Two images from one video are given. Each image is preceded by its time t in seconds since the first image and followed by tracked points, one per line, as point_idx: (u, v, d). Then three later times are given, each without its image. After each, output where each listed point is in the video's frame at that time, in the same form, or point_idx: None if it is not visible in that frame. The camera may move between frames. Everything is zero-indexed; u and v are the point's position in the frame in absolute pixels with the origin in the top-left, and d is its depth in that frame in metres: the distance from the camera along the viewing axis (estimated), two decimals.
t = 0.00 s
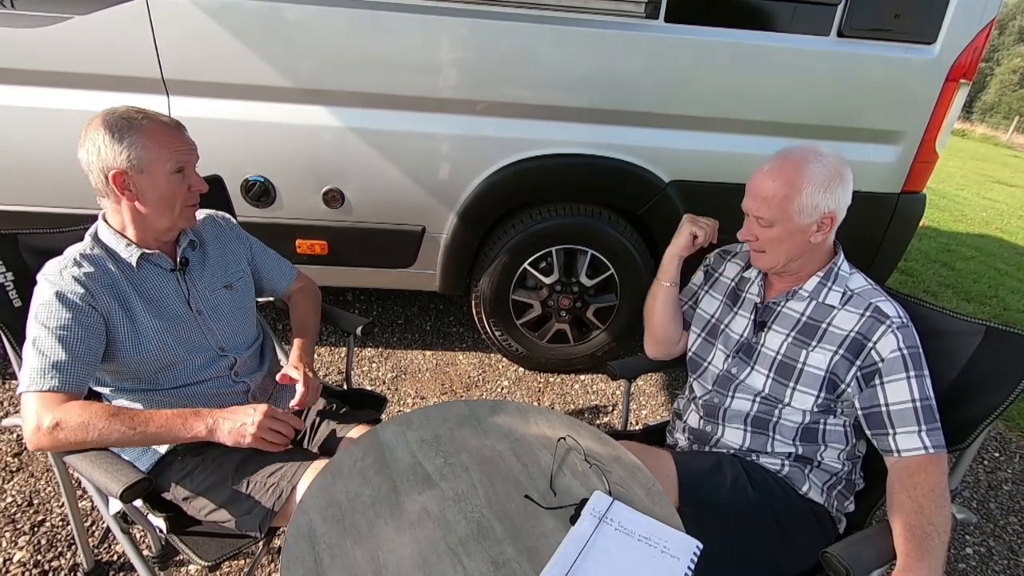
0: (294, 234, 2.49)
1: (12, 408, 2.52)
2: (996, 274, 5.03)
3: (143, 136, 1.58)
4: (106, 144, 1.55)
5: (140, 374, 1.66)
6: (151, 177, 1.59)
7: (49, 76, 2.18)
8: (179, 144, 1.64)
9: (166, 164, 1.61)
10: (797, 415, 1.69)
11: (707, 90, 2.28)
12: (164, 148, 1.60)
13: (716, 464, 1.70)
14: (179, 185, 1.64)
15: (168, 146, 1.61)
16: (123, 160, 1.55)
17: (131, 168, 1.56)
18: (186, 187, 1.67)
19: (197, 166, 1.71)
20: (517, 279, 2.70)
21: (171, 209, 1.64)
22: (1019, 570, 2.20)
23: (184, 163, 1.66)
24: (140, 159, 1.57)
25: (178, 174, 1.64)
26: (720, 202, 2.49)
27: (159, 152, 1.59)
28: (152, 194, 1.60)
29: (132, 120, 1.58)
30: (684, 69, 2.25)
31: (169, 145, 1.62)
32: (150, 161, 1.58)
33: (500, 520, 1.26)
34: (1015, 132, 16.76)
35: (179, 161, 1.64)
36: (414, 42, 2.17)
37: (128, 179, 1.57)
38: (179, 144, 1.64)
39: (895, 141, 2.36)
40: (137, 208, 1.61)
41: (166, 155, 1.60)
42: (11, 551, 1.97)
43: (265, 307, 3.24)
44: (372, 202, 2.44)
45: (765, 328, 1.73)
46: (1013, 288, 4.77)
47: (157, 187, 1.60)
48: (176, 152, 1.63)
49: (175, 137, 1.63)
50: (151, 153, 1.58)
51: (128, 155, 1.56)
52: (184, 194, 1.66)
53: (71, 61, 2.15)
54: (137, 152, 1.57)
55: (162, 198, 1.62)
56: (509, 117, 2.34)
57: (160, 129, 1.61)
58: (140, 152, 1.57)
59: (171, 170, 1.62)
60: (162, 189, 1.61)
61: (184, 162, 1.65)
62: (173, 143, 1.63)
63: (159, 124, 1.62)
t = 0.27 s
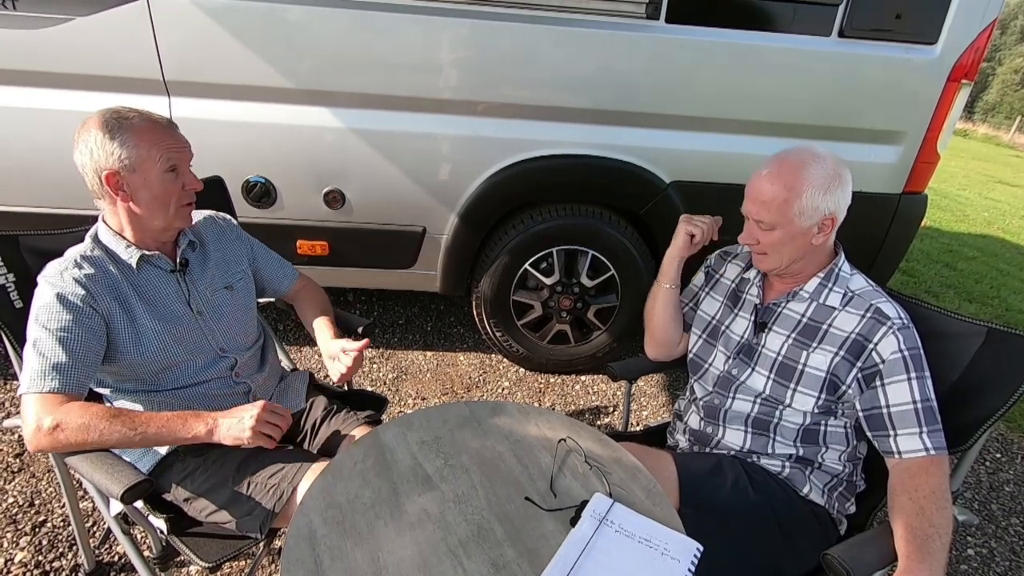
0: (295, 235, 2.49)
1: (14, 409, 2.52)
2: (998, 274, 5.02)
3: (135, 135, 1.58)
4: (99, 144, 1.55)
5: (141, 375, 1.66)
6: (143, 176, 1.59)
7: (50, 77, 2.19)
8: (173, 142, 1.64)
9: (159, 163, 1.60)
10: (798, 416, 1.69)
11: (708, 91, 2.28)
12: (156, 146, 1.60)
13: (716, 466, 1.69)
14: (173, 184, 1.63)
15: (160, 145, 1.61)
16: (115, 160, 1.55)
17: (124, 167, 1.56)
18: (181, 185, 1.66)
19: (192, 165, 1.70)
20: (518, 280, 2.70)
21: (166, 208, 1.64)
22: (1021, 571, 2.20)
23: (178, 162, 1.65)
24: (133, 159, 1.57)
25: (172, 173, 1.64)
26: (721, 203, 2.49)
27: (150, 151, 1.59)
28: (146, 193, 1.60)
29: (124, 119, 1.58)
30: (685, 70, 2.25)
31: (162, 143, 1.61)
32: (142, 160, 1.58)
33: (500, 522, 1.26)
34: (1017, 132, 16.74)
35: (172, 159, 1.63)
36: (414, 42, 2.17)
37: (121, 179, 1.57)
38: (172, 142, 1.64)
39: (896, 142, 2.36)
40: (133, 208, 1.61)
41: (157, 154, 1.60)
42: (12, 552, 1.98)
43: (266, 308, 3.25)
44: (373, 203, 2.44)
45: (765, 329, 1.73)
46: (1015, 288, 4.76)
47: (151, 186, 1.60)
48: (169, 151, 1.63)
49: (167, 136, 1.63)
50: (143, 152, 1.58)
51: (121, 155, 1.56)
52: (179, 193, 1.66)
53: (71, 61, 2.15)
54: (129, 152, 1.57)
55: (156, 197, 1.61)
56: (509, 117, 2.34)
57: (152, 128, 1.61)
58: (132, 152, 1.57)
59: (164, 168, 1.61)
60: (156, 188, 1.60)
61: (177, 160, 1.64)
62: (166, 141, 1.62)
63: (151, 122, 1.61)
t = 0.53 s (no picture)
0: (296, 236, 2.49)
1: (15, 410, 2.52)
2: (998, 274, 5.02)
3: (133, 137, 1.58)
4: (97, 146, 1.55)
5: (141, 376, 1.67)
6: (142, 177, 1.58)
7: (51, 78, 2.19)
8: (172, 144, 1.64)
9: (157, 165, 1.60)
10: (799, 417, 1.69)
11: (708, 91, 2.28)
12: (154, 148, 1.60)
13: (717, 467, 1.69)
14: (171, 186, 1.63)
15: (158, 146, 1.60)
16: (113, 162, 1.56)
17: (122, 169, 1.56)
18: (179, 187, 1.65)
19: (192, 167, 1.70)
20: (519, 280, 2.70)
21: (165, 210, 1.64)
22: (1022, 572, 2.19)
23: (177, 163, 1.65)
24: (130, 161, 1.57)
25: (170, 175, 1.63)
26: (722, 204, 2.49)
27: (148, 152, 1.59)
28: (144, 195, 1.59)
29: (122, 121, 1.58)
30: (685, 70, 2.24)
31: (160, 146, 1.61)
32: (140, 162, 1.58)
33: (501, 523, 1.26)
34: (1018, 132, 16.72)
35: (170, 161, 1.63)
36: (415, 43, 2.17)
37: (120, 181, 1.57)
38: (171, 144, 1.63)
39: (897, 142, 2.36)
40: (133, 210, 1.61)
41: (156, 155, 1.60)
42: (13, 553, 1.98)
43: (267, 309, 3.25)
44: (374, 204, 2.44)
45: (766, 330, 1.73)
46: (1017, 289, 4.76)
47: (149, 187, 1.59)
48: (168, 153, 1.62)
49: (166, 137, 1.63)
50: (141, 154, 1.58)
51: (118, 156, 1.56)
52: (178, 195, 1.65)
53: (73, 62, 2.15)
54: (127, 153, 1.57)
55: (155, 199, 1.61)
56: (510, 118, 2.34)
57: (150, 129, 1.61)
58: (130, 153, 1.57)
59: (162, 170, 1.61)
60: (154, 190, 1.60)
61: (176, 162, 1.64)
62: (164, 143, 1.62)
63: (150, 124, 1.61)
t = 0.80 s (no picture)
0: (296, 236, 2.49)
1: (16, 410, 2.52)
2: (999, 274, 5.01)
3: (130, 138, 1.58)
4: (94, 148, 1.56)
5: (143, 377, 1.67)
6: (139, 178, 1.58)
7: (51, 79, 2.19)
8: (168, 144, 1.63)
9: (153, 166, 1.60)
10: (798, 417, 1.69)
11: (709, 92, 2.28)
12: (150, 149, 1.60)
13: (716, 467, 1.69)
14: (168, 186, 1.62)
15: (153, 146, 1.60)
16: (109, 163, 1.56)
17: (119, 171, 1.57)
18: (177, 188, 1.65)
19: (190, 166, 1.70)
20: (519, 281, 2.70)
21: (163, 211, 1.63)
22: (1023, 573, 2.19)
23: (174, 163, 1.64)
24: (127, 162, 1.57)
25: (168, 175, 1.63)
26: (721, 204, 2.49)
27: (144, 152, 1.59)
28: (141, 196, 1.60)
29: (119, 122, 1.58)
30: (685, 70, 2.24)
31: (157, 146, 1.61)
32: (136, 163, 1.58)
33: (500, 524, 1.26)
34: (1018, 133, 16.71)
35: (167, 161, 1.62)
36: (415, 44, 2.17)
37: (117, 182, 1.58)
38: (167, 144, 1.63)
39: (897, 142, 2.36)
40: (132, 211, 1.61)
41: (152, 154, 1.60)
42: (13, 553, 1.98)
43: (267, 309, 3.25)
44: (374, 204, 2.44)
45: (765, 330, 1.73)
46: (1018, 289, 4.75)
47: (146, 188, 1.59)
48: (165, 153, 1.62)
49: (162, 138, 1.62)
50: (137, 155, 1.58)
51: (115, 158, 1.56)
52: (176, 195, 1.65)
53: (73, 63, 2.15)
54: (123, 154, 1.57)
55: (153, 199, 1.61)
56: (510, 119, 2.34)
57: (146, 130, 1.61)
58: (126, 153, 1.57)
59: (159, 171, 1.61)
60: (151, 191, 1.60)
61: (173, 162, 1.64)
62: (161, 143, 1.62)
63: (147, 125, 1.61)
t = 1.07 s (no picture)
0: (297, 237, 2.49)
1: (16, 411, 2.52)
2: (999, 275, 5.02)
3: (128, 140, 1.58)
4: (93, 151, 1.57)
5: (144, 378, 1.67)
6: (136, 179, 1.59)
7: (52, 80, 2.19)
8: (167, 146, 1.64)
9: (151, 167, 1.60)
10: (799, 417, 1.69)
11: (709, 93, 2.28)
12: (148, 151, 1.60)
13: (717, 467, 1.69)
14: (166, 188, 1.62)
15: (150, 148, 1.60)
16: (107, 166, 1.56)
17: (116, 173, 1.57)
18: (175, 190, 1.65)
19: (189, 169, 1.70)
20: (519, 282, 2.70)
21: (161, 213, 1.63)
22: None
23: (172, 165, 1.64)
24: (124, 164, 1.57)
25: (165, 177, 1.63)
26: (721, 204, 2.49)
27: (141, 154, 1.59)
28: (138, 198, 1.60)
29: (118, 125, 1.60)
30: (685, 71, 2.25)
31: (154, 148, 1.61)
32: (133, 165, 1.58)
33: (501, 524, 1.26)
34: (1018, 133, 16.72)
35: (165, 163, 1.63)
36: (415, 45, 2.18)
37: (115, 185, 1.58)
38: (166, 146, 1.63)
39: (898, 143, 2.36)
40: (131, 213, 1.62)
41: (148, 156, 1.60)
42: (13, 553, 1.98)
43: (267, 310, 3.25)
44: (374, 205, 2.45)
45: (767, 330, 1.73)
46: (1018, 290, 4.75)
47: (143, 190, 1.59)
48: (163, 155, 1.62)
49: (160, 140, 1.63)
50: (134, 156, 1.58)
51: (112, 160, 1.57)
52: (174, 197, 1.65)
53: (74, 64, 2.16)
54: (120, 156, 1.57)
55: (151, 201, 1.61)
56: (510, 119, 2.34)
57: (144, 132, 1.61)
58: (123, 155, 1.57)
59: (156, 173, 1.61)
60: (148, 193, 1.60)
61: (171, 165, 1.64)
62: (159, 145, 1.62)
63: (146, 128, 1.62)
